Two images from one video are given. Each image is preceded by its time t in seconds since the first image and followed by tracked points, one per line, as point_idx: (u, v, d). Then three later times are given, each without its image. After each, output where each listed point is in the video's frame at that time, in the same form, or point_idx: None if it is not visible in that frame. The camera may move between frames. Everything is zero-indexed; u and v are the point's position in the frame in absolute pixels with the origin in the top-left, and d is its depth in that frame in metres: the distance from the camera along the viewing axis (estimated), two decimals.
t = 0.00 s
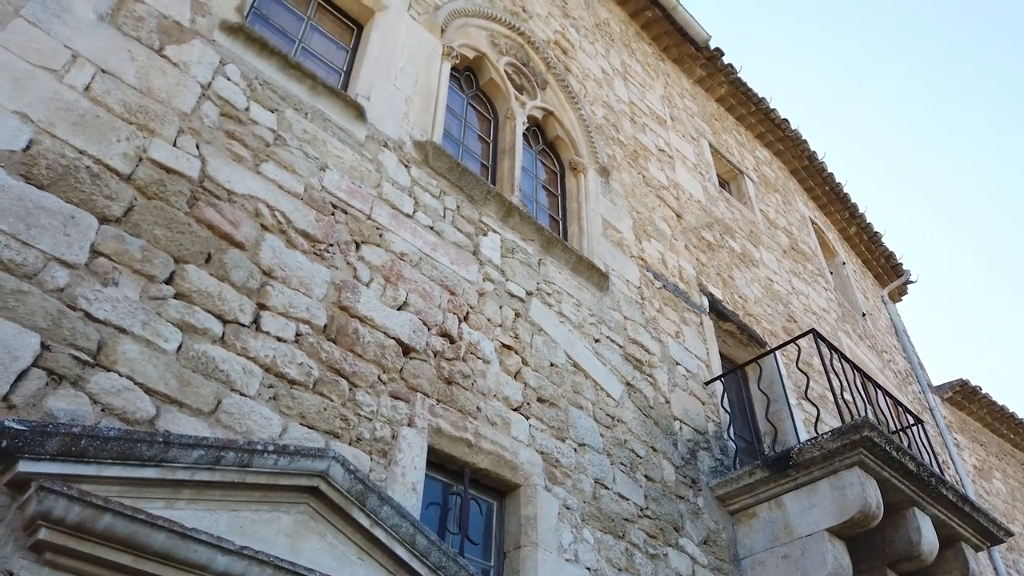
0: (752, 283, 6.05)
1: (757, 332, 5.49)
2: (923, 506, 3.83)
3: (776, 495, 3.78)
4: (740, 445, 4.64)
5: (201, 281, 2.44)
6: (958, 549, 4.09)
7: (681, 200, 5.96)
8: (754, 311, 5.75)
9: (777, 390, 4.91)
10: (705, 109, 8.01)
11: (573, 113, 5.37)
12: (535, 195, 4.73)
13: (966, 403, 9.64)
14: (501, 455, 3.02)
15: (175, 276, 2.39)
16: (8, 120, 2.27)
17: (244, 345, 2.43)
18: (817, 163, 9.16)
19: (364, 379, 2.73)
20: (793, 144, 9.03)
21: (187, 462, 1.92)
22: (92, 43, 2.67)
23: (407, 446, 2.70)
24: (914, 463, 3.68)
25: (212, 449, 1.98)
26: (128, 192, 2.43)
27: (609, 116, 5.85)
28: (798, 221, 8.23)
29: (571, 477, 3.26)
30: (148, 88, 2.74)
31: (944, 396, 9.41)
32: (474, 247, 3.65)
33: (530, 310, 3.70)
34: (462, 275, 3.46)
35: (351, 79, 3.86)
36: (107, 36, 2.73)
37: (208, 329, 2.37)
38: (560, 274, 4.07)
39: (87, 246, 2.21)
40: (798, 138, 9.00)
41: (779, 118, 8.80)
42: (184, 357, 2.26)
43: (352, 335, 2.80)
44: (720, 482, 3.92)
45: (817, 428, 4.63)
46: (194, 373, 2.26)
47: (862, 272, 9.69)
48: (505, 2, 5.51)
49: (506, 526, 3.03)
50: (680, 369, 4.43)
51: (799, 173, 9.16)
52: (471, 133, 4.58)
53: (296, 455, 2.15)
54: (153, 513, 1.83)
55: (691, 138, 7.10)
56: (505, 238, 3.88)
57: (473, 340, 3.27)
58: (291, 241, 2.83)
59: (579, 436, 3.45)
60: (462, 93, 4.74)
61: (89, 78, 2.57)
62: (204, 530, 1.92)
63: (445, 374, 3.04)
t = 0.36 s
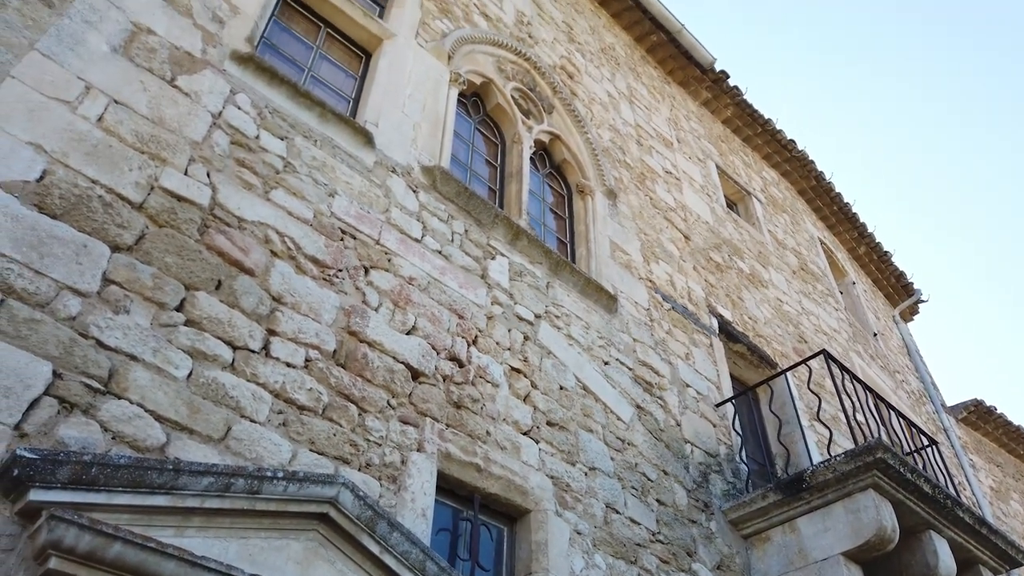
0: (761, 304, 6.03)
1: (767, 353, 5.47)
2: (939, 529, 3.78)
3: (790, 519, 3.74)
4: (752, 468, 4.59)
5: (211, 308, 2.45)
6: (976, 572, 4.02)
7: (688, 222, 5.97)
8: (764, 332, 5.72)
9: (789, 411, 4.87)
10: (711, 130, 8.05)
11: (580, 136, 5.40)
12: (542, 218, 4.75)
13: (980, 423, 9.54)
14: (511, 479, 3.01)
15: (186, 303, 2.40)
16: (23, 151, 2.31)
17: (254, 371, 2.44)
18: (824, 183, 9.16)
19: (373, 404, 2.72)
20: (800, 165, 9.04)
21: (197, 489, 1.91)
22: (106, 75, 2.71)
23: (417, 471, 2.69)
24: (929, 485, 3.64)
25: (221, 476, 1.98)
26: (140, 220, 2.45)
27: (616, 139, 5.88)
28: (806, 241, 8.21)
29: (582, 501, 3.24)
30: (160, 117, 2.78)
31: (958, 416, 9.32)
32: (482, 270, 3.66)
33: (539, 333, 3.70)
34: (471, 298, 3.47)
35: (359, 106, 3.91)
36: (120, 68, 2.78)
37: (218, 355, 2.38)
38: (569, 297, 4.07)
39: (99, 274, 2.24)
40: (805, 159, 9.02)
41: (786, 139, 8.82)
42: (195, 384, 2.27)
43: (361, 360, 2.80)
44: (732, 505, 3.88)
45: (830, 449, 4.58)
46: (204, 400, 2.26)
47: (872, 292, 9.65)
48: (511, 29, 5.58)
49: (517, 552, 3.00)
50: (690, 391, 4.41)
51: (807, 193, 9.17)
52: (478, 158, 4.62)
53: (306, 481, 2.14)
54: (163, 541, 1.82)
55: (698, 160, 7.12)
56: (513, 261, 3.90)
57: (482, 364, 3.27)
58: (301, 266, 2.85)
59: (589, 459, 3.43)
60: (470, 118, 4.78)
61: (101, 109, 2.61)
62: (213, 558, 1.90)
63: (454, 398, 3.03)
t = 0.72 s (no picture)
0: (771, 324, 6.01)
1: (778, 374, 5.44)
2: (956, 551, 3.72)
3: (804, 542, 3.69)
4: (765, 490, 4.55)
5: (221, 334, 2.47)
6: None
7: (696, 243, 5.97)
8: (774, 353, 5.69)
9: (801, 432, 4.83)
10: (718, 152, 8.08)
11: (587, 159, 5.43)
12: (550, 241, 4.76)
13: (996, 443, 9.43)
14: (521, 504, 2.99)
15: (196, 329, 2.41)
16: (36, 181, 2.34)
17: (264, 397, 2.45)
18: (831, 203, 9.16)
19: (382, 428, 2.72)
20: (807, 185, 9.05)
21: (208, 516, 1.90)
22: (118, 105, 2.76)
23: (427, 496, 2.68)
24: (944, 507, 3.60)
25: (232, 502, 1.97)
26: (151, 248, 2.48)
27: (622, 161, 5.91)
28: (815, 261, 8.20)
29: (593, 525, 3.21)
30: (171, 146, 2.81)
31: (973, 436, 9.22)
32: (491, 293, 3.67)
33: (548, 356, 3.69)
34: (480, 321, 3.48)
35: (367, 132, 3.96)
36: (132, 98, 2.82)
37: (228, 381, 2.39)
38: (577, 319, 4.07)
39: (110, 302, 2.25)
40: (811, 179, 9.03)
41: (793, 159, 8.83)
42: (205, 410, 2.27)
43: (370, 385, 2.80)
44: (745, 529, 3.83)
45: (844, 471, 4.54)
46: (214, 426, 2.27)
47: (883, 311, 9.60)
48: (517, 54, 5.64)
49: None
50: (701, 413, 4.38)
51: (815, 213, 9.17)
52: (486, 182, 4.65)
53: (315, 507, 2.13)
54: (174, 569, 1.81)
55: (705, 181, 7.14)
56: (521, 284, 3.91)
57: (491, 387, 3.27)
58: (310, 291, 2.87)
59: (600, 483, 3.40)
60: (477, 142, 4.82)
61: (114, 139, 2.65)
62: None
63: (464, 422, 3.03)
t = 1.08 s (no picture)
0: (782, 344, 5.98)
1: (790, 395, 5.40)
2: None
3: (820, 566, 3.63)
4: (779, 513, 4.49)
5: (233, 360, 2.48)
6: None
7: (706, 263, 5.97)
8: (786, 373, 5.66)
9: (815, 454, 4.78)
10: (725, 172, 8.09)
11: (594, 181, 5.45)
12: (559, 263, 4.77)
13: (1013, 463, 9.30)
14: (533, 529, 2.96)
15: (208, 356, 2.42)
16: (51, 211, 2.37)
17: (275, 423, 2.45)
18: (840, 222, 9.15)
19: (393, 453, 2.71)
20: (816, 204, 9.04)
21: (219, 543, 1.89)
22: (132, 135, 2.80)
23: (438, 521, 2.66)
24: (963, 529, 3.54)
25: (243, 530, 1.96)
26: (164, 275, 2.50)
27: (630, 183, 5.93)
28: (825, 281, 8.17)
29: (606, 550, 3.18)
30: (184, 175, 2.85)
31: (990, 456, 9.10)
32: (500, 316, 3.67)
33: (558, 379, 3.68)
34: (489, 345, 3.48)
35: (377, 158, 3.99)
36: (145, 128, 2.86)
37: (239, 408, 2.39)
38: (587, 341, 4.06)
39: (123, 329, 2.27)
40: (820, 198, 9.03)
41: (801, 179, 8.84)
42: (216, 436, 2.27)
43: (381, 410, 2.80)
44: (760, 552, 3.78)
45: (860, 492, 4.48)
46: (225, 452, 2.27)
47: (895, 330, 9.54)
48: (524, 79, 5.69)
49: None
50: (713, 435, 4.35)
51: (824, 232, 9.15)
52: (494, 205, 4.67)
53: (327, 533, 2.12)
54: None
55: (713, 202, 7.15)
56: (531, 306, 3.91)
57: (502, 410, 3.26)
58: (321, 317, 2.88)
59: (613, 507, 3.38)
60: (485, 167, 4.85)
61: (127, 168, 2.68)
62: None
63: (475, 446, 3.02)
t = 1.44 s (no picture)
0: (795, 364, 5.94)
1: (804, 415, 5.35)
2: None
3: None
4: (796, 535, 4.43)
5: (245, 386, 2.48)
6: None
7: (716, 283, 5.95)
8: (800, 393, 5.61)
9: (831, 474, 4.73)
10: (734, 192, 8.10)
11: (603, 203, 5.47)
12: (569, 284, 4.77)
13: None
14: (547, 553, 2.93)
15: (220, 382, 2.43)
16: (66, 240, 2.40)
17: (287, 448, 2.44)
18: (851, 241, 9.12)
19: (405, 478, 2.70)
20: (825, 223, 9.02)
21: (232, 571, 1.89)
22: (145, 164, 2.83)
23: (451, 546, 2.63)
24: (983, 550, 3.49)
25: (256, 556, 1.95)
26: (176, 302, 2.51)
27: (639, 204, 5.94)
28: (837, 299, 8.12)
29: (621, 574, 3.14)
30: (196, 202, 2.87)
31: (1009, 476, 8.96)
32: (511, 338, 3.67)
33: (570, 401, 3.67)
34: (501, 367, 3.47)
35: (386, 183, 4.02)
36: (159, 157, 2.90)
37: (251, 434, 2.39)
38: (598, 362, 4.05)
39: (136, 356, 2.28)
40: (829, 217, 9.01)
41: (810, 198, 8.83)
42: (228, 462, 2.27)
43: (393, 434, 2.79)
44: None
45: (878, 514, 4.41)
46: (238, 478, 2.26)
47: (908, 348, 9.46)
48: (532, 103, 5.74)
49: None
50: (727, 457, 4.31)
51: (834, 251, 9.11)
52: (503, 228, 4.69)
53: (339, 560, 2.11)
54: None
55: (722, 222, 7.14)
56: (541, 328, 3.90)
57: (514, 433, 3.24)
58: (332, 341, 2.88)
59: (626, 531, 3.34)
60: (494, 190, 4.88)
61: (141, 197, 2.71)
62: None
63: (487, 470, 3.00)
